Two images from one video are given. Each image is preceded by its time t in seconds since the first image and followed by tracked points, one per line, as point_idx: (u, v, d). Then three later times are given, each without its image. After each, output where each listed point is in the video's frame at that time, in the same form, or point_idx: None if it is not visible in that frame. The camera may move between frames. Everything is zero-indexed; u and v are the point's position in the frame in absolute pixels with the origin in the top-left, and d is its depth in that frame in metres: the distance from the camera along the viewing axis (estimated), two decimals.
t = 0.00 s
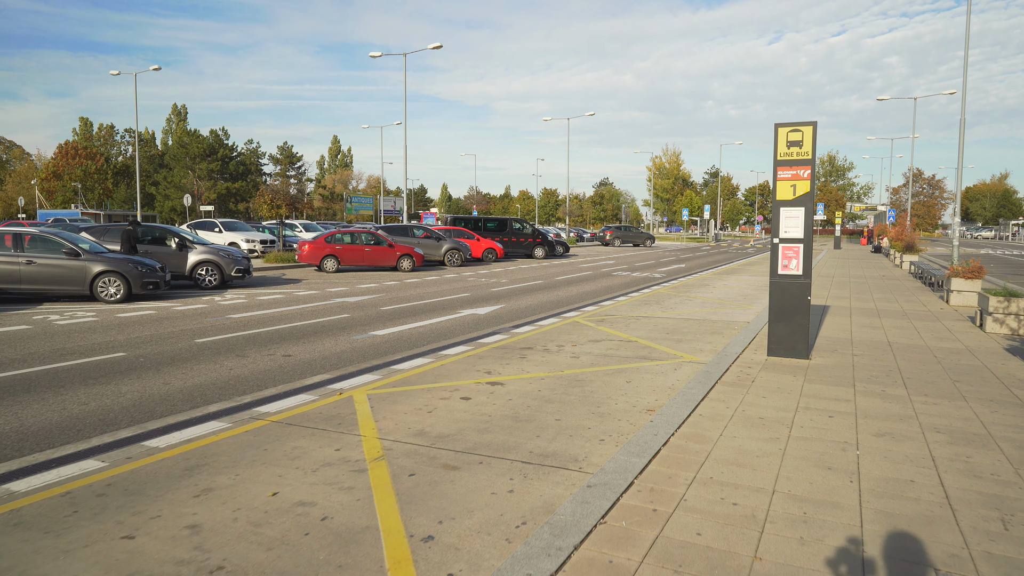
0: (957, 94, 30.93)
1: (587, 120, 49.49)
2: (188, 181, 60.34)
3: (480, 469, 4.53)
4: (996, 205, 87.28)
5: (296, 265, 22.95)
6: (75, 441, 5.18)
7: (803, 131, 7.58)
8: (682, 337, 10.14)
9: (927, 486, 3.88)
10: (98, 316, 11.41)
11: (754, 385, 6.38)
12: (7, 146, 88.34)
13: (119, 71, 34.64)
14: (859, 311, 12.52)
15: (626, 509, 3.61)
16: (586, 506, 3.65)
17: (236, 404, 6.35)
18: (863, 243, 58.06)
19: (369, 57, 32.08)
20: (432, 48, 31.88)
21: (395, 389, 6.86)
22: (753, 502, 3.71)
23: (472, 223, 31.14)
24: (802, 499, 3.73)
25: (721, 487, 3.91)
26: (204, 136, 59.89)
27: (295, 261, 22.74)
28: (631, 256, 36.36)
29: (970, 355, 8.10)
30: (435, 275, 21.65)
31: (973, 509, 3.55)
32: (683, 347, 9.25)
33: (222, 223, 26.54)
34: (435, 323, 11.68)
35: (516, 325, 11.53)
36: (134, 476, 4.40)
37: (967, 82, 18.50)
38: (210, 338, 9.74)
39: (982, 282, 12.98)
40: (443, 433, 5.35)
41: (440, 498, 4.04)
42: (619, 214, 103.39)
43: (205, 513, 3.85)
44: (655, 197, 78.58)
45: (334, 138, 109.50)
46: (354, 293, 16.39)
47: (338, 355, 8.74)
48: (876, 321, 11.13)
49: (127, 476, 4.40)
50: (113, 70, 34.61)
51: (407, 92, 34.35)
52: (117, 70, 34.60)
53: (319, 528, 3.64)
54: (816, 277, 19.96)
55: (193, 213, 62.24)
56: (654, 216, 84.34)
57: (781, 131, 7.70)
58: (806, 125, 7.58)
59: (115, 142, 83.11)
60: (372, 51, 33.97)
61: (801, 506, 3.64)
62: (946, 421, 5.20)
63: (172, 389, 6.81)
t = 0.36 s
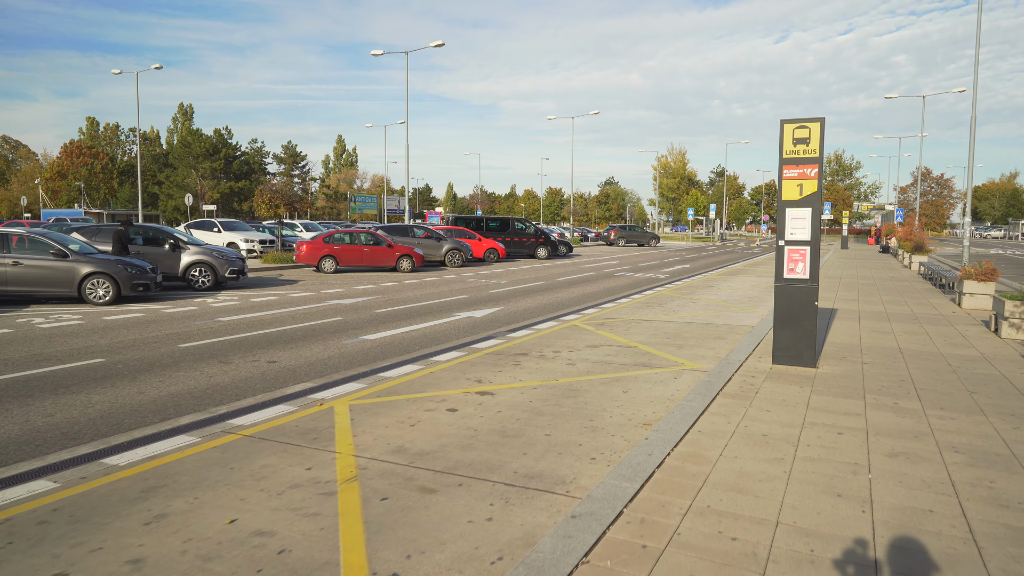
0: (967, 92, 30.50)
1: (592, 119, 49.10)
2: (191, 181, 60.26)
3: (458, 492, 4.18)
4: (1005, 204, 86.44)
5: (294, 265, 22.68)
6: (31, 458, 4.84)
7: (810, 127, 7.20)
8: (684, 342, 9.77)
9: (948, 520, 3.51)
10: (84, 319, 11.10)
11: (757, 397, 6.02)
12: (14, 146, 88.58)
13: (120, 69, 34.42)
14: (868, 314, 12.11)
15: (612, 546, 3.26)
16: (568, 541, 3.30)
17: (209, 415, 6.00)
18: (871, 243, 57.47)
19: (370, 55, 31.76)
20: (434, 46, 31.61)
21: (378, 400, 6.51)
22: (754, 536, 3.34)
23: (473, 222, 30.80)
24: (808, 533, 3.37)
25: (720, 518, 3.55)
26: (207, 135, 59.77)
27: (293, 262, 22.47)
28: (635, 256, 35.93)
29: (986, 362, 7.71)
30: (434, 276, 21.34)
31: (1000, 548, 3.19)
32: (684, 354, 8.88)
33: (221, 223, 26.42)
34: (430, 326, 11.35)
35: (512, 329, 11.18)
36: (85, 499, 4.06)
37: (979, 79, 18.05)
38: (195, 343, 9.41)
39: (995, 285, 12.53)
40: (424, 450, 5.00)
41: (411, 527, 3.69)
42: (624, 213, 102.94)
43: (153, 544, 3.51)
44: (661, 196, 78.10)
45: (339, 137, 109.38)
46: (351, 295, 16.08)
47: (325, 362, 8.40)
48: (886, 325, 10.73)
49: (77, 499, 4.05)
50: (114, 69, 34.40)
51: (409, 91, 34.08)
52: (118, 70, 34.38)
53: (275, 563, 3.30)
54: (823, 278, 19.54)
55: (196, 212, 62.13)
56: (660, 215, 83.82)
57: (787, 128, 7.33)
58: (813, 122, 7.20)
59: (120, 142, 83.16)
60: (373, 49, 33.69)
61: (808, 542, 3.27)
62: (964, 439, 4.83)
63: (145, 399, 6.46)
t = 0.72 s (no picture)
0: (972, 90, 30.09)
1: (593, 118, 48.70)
2: (190, 181, 60.02)
3: (421, 515, 3.85)
4: (1010, 204, 85.91)
5: (288, 266, 22.39)
6: None
7: (809, 122, 6.86)
8: (678, 347, 9.42)
9: (954, 551, 3.18)
10: (63, 321, 10.80)
11: (750, 407, 5.68)
12: (15, 146, 88.50)
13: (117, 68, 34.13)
14: (870, 317, 11.73)
15: None
16: None
17: (171, 426, 5.68)
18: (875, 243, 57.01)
19: (369, 53, 31.46)
20: (432, 44, 31.29)
21: (351, 410, 6.18)
22: (738, 570, 3.02)
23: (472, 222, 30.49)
24: (799, 567, 3.04)
25: (701, 548, 3.22)
26: (207, 135, 59.55)
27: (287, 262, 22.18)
28: (635, 256, 35.55)
29: (993, 369, 7.35)
30: (429, 276, 21.04)
31: None
32: (678, 359, 8.54)
33: (216, 223, 26.19)
34: (418, 329, 11.03)
35: (502, 332, 10.84)
36: (15, 522, 3.73)
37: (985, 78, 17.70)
38: (172, 347, 9.10)
39: (1001, 286, 12.17)
40: (391, 466, 4.68)
41: (365, 556, 3.37)
42: (626, 214, 102.55)
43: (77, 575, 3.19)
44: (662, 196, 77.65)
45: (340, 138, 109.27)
46: (341, 296, 15.76)
47: (303, 368, 8.08)
48: (888, 329, 10.37)
49: (7, 522, 3.73)
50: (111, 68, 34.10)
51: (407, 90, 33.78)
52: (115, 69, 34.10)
53: None
54: (825, 279, 19.15)
55: (196, 213, 61.93)
56: (662, 215, 83.44)
57: (784, 122, 6.98)
58: (811, 116, 6.86)
59: (122, 142, 83.10)
60: (371, 48, 33.39)
61: None
62: (971, 455, 4.49)
63: (107, 408, 6.14)
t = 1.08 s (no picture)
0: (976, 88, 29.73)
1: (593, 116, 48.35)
2: (189, 181, 59.77)
3: (380, 542, 3.53)
4: (1013, 204, 85.41)
5: (281, 267, 22.10)
6: None
7: (807, 117, 6.52)
8: (673, 351, 9.07)
9: None
10: (41, 324, 10.49)
11: (744, 418, 5.33)
12: (15, 146, 88.32)
13: (114, 67, 33.87)
14: (873, 320, 11.37)
15: None
16: None
17: (131, 438, 5.36)
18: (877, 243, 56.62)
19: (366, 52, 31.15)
20: (430, 42, 31.01)
21: (323, 421, 5.85)
22: None
23: (469, 222, 30.17)
24: None
25: None
26: (206, 135, 59.32)
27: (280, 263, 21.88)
28: (635, 257, 35.20)
29: (1002, 376, 6.99)
30: (424, 277, 20.71)
31: None
32: (672, 365, 8.20)
33: (210, 223, 25.93)
34: (406, 332, 10.71)
35: (492, 336, 10.51)
36: None
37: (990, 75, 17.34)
38: (148, 351, 8.78)
39: (1008, 288, 11.80)
40: (356, 485, 4.34)
41: None
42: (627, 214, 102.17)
43: None
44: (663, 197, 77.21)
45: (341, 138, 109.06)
46: (332, 298, 15.44)
47: (280, 374, 7.76)
48: (891, 332, 10.02)
49: None
50: (108, 67, 33.84)
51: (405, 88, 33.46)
52: (112, 68, 33.84)
53: None
54: (827, 281, 18.79)
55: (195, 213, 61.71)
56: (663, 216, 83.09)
57: (782, 117, 6.64)
58: (810, 111, 6.52)
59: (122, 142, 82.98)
60: (368, 47, 33.15)
61: None
62: (983, 474, 4.15)
63: (66, 418, 5.81)
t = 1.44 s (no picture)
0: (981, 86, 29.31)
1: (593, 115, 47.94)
2: (187, 181, 59.44)
3: None
4: (1016, 204, 84.86)
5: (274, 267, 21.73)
6: None
7: (809, 108, 6.13)
8: (668, 356, 8.67)
9: None
10: (15, 326, 10.12)
11: (741, 432, 4.94)
12: (15, 146, 88.07)
13: (109, 66, 33.57)
14: (877, 322, 10.96)
15: None
16: None
17: (82, 452, 4.97)
18: (879, 242, 56.14)
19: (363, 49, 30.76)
20: (427, 40, 30.62)
21: (291, 432, 5.46)
22: None
23: (466, 222, 29.78)
24: None
25: None
26: (203, 134, 58.96)
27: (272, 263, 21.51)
28: (634, 257, 34.80)
29: (1017, 383, 6.58)
30: (418, 277, 20.33)
31: None
32: (667, 370, 7.81)
33: (203, 223, 25.58)
34: (393, 335, 10.32)
35: (481, 339, 10.11)
36: None
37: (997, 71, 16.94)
38: (120, 356, 8.39)
39: (1018, 289, 11.38)
40: (314, 507, 3.96)
41: None
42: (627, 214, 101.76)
43: None
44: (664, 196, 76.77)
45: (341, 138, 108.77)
46: (321, 299, 15.06)
47: (254, 380, 7.36)
48: (897, 335, 9.60)
49: None
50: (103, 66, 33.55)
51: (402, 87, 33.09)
52: (107, 66, 33.53)
53: None
54: (829, 281, 18.38)
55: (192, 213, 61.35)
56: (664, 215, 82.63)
57: (782, 108, 6.26)
58: (813, 101, 6.13)
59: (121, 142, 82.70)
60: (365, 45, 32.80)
61: None
62: (1004, 497, 3.74)
63: (16, 430, 5.43)
